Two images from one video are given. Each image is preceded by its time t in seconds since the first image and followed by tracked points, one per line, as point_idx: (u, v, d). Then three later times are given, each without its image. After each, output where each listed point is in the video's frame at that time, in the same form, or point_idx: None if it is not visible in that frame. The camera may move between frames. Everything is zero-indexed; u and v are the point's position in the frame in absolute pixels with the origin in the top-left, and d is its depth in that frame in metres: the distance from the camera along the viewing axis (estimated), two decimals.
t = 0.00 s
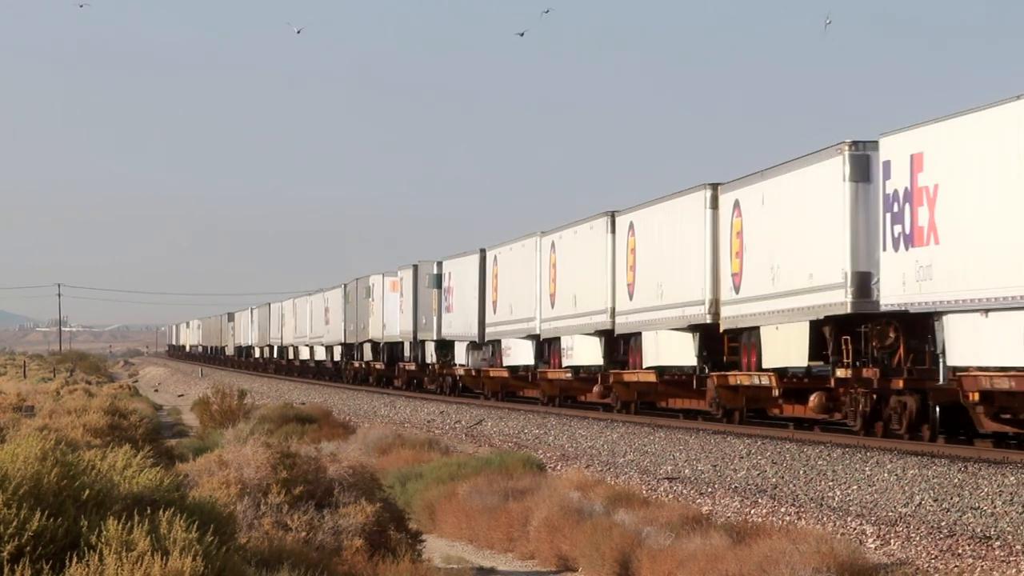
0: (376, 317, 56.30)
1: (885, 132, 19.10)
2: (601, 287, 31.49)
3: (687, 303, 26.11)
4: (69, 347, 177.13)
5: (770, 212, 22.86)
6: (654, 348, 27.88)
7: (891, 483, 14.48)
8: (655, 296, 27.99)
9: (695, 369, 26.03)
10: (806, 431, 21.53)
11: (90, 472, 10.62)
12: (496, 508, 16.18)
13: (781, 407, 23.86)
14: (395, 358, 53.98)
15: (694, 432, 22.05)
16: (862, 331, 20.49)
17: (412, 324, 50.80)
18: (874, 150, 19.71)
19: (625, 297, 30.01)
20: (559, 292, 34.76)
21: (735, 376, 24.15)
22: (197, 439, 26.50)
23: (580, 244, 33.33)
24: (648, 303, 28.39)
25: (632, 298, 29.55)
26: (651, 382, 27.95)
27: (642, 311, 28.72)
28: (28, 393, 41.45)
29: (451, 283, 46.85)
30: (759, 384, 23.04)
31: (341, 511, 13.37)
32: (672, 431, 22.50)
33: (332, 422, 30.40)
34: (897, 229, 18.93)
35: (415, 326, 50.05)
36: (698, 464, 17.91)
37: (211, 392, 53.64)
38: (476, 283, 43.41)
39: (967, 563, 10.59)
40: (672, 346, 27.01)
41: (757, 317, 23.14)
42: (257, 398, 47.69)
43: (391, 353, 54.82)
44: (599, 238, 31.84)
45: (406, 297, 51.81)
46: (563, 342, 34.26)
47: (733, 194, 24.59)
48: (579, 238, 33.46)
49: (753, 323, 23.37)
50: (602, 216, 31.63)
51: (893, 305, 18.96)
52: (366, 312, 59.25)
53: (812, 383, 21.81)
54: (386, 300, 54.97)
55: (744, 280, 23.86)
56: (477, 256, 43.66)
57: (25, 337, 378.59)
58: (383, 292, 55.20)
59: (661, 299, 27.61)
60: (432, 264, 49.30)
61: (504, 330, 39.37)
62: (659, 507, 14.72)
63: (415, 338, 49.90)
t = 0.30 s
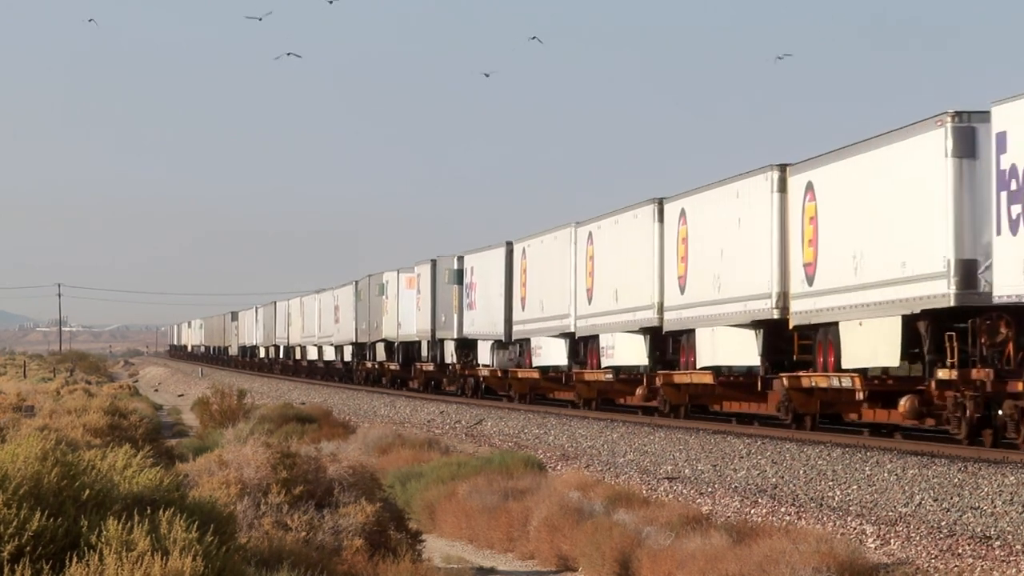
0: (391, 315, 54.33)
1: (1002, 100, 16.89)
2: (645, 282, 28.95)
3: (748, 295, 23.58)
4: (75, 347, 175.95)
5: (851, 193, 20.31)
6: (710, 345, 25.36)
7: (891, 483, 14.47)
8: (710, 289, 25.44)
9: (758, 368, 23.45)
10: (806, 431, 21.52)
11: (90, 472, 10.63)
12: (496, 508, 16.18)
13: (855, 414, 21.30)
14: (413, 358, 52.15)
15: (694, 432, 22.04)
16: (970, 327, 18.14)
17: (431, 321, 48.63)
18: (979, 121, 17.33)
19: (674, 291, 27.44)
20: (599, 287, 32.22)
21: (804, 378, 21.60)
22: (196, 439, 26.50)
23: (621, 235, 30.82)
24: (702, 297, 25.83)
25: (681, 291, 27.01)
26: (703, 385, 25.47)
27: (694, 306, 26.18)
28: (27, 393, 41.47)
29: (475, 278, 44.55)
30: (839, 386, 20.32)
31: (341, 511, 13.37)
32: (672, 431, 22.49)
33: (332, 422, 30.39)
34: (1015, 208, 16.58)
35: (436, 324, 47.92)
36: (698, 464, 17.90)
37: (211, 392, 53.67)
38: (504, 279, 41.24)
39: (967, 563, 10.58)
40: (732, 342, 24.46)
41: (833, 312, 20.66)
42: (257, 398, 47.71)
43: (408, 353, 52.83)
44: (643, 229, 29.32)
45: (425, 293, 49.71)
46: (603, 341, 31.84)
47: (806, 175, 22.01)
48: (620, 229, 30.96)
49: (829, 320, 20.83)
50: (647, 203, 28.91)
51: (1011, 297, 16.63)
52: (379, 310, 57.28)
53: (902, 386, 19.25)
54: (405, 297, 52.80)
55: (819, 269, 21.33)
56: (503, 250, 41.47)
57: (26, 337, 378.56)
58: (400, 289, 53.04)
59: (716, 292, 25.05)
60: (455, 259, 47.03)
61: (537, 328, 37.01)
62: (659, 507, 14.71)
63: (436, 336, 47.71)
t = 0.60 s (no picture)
0: (407, 314, 51.59)
1: None
2: (702, 273, 26.04)
3: (826, 289, 20.79)
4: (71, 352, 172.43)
5: (952, 173, 17.67)
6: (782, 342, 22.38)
7: (891, 483, 14.47)
8: (779, 281, 22.58)
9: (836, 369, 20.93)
10: (806, 431, 21.54)
11: (90, 472, 10.63)
12: (496, 508, 16.18)
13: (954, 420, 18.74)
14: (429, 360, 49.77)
15: (694, 432, 22.05)
16: None
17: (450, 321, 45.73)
18: None
19: (735, 284, 24.54)
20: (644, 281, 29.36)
21: (898, 378, 18.77)
22: (197, 439, 26.53)
23: (671, 223, 27.93)
24: (768, 290, 23.02)
25: (743, 284, 24.14)
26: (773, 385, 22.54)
27: (758, 301, 23.35)
28: (28, 393, 41.52)
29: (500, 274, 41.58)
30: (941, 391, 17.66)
31: (341, 511, 13.37)
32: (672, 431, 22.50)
33: (332, 422, 30.42)
34: None
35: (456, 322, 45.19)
36: (698, 464, 17.92)
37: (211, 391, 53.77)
38: (534, 276, 38.25)
39: (967, 563, 10.58)
40: (804, 340, 21.76)
41: (930, 305, 18.00)
42: (257, 398, 47.84)
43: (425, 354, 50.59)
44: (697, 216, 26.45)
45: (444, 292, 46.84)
46: (650, 340, 28.93)
47: (889, 152, 19.34)
48: (669, 216, 28.09)
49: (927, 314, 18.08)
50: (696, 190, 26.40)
51: None
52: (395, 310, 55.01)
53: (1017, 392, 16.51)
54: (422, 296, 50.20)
55: (911, 256, 18.59)
56: (534, 243, 38.39)
57: (27, 337, 378.71)
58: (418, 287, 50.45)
59: (788, 284, 22.21)
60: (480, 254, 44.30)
61: (571, 326, 34.20)
62: (659, 506, 14.72)
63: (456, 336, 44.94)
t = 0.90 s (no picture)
0: (425, 312, 49.78)
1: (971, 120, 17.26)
2: (771, 263, 23.35)
3: (927, 277, 18.10)
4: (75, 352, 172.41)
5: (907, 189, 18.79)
6: (863, 339, 19.97)
7: (891, 483, 14.48)
8: (865, 269, 20.00)
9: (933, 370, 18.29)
10: (806, 432, 21.54)
11: (90, 472, 10.63)
12: (496, 508, 16.18)
13: None
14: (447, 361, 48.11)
15: (693, 432, 22.04)
16: None
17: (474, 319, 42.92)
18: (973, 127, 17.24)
19: (810, 274, 21.92)
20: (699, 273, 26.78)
21: (1018, 381, 16.21)
22: (196, 439, 26.53)
23: (731, 211, 25.19)
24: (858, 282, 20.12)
25: (821, 274, 21.50)
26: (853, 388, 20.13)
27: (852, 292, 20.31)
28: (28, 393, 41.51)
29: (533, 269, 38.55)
30: None
31: (341, 511, 13.37)
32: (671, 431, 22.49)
33: (332, 422, 30.41)
34: None
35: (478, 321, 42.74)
36: (698, 464, 17.92)
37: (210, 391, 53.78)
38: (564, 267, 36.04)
39: (967, 563, 10.58)
40: (895, 336, 19.22)
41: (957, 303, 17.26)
42: (257, 398, 47.86)
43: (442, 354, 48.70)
44: (762, 202, 23.80)
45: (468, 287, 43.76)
46: (706, 338, 26.12)
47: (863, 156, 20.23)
48: (727, 204, 25.43)
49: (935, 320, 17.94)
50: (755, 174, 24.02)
51: None
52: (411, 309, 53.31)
53: None
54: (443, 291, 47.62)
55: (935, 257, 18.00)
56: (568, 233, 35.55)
57: (29, 338, 378.66)
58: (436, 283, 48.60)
59: (893, 273, 19.10)
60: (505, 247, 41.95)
61: (613, 324, 31.60)
62: (659, 506, 14.72)
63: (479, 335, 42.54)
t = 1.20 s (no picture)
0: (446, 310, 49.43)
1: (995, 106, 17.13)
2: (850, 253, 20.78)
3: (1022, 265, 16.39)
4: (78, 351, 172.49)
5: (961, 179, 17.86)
6: (970, 332, 17.64)
7: (891, 483, 14.48)
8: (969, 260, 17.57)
9: None
10: (806, 432, 21.55)
11: (90, 473, 10.63)
12: (496, 508, 16.18)
13: None
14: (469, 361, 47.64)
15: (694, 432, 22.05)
16: None
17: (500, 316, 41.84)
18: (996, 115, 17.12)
19: (901, 263, 19.37)
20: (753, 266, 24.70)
21: None
22: (196, 439, 26.54)
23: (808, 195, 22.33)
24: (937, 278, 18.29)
25: (915, 264, 18.94)
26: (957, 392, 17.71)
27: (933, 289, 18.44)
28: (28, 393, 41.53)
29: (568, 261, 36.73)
30: None
31: (341, 511, 13.37)
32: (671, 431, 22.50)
33: (332, 422, 30.41)
34: None
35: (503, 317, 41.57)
36: (698, 464, 17.92)
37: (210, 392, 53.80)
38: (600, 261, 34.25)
39: (967, 563, 10.58)
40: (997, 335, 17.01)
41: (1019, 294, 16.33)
42: (257, 398, 47.88)
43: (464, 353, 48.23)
44: (843, 182, 20.99)
45: (494, 282, 42.73)
46: (769, 336, 23.79)
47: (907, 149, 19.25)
48: (800, 186, 22.66)
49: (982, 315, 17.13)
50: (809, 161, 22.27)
51: None
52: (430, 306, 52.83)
53: None
54: (465, 286, 47.19)
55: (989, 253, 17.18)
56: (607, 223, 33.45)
57: (30, 337, 378.73)
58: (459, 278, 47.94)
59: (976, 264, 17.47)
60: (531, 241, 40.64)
61: (658, 320, 29.61)
62: (659, 507, 14.71)
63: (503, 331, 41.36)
